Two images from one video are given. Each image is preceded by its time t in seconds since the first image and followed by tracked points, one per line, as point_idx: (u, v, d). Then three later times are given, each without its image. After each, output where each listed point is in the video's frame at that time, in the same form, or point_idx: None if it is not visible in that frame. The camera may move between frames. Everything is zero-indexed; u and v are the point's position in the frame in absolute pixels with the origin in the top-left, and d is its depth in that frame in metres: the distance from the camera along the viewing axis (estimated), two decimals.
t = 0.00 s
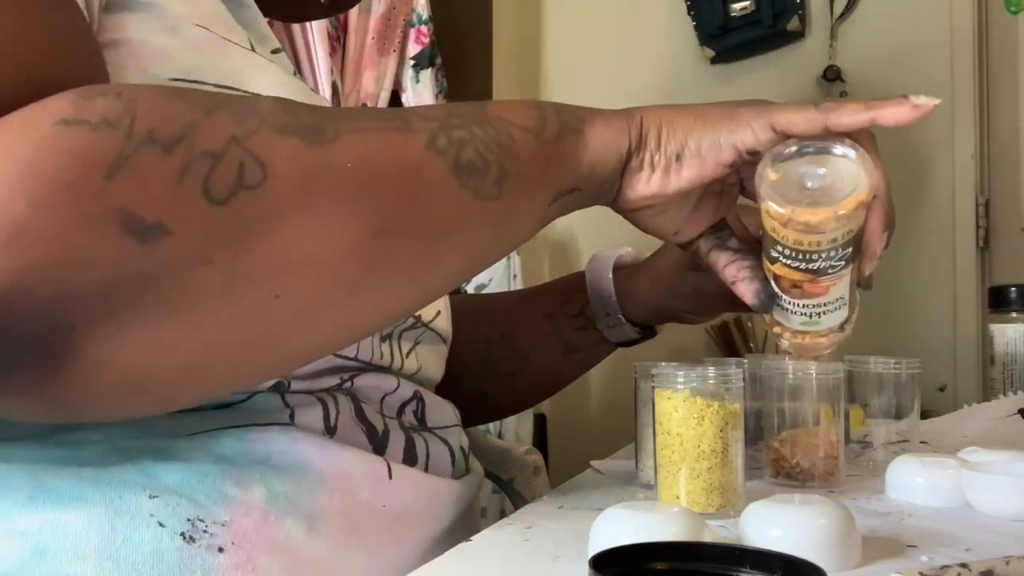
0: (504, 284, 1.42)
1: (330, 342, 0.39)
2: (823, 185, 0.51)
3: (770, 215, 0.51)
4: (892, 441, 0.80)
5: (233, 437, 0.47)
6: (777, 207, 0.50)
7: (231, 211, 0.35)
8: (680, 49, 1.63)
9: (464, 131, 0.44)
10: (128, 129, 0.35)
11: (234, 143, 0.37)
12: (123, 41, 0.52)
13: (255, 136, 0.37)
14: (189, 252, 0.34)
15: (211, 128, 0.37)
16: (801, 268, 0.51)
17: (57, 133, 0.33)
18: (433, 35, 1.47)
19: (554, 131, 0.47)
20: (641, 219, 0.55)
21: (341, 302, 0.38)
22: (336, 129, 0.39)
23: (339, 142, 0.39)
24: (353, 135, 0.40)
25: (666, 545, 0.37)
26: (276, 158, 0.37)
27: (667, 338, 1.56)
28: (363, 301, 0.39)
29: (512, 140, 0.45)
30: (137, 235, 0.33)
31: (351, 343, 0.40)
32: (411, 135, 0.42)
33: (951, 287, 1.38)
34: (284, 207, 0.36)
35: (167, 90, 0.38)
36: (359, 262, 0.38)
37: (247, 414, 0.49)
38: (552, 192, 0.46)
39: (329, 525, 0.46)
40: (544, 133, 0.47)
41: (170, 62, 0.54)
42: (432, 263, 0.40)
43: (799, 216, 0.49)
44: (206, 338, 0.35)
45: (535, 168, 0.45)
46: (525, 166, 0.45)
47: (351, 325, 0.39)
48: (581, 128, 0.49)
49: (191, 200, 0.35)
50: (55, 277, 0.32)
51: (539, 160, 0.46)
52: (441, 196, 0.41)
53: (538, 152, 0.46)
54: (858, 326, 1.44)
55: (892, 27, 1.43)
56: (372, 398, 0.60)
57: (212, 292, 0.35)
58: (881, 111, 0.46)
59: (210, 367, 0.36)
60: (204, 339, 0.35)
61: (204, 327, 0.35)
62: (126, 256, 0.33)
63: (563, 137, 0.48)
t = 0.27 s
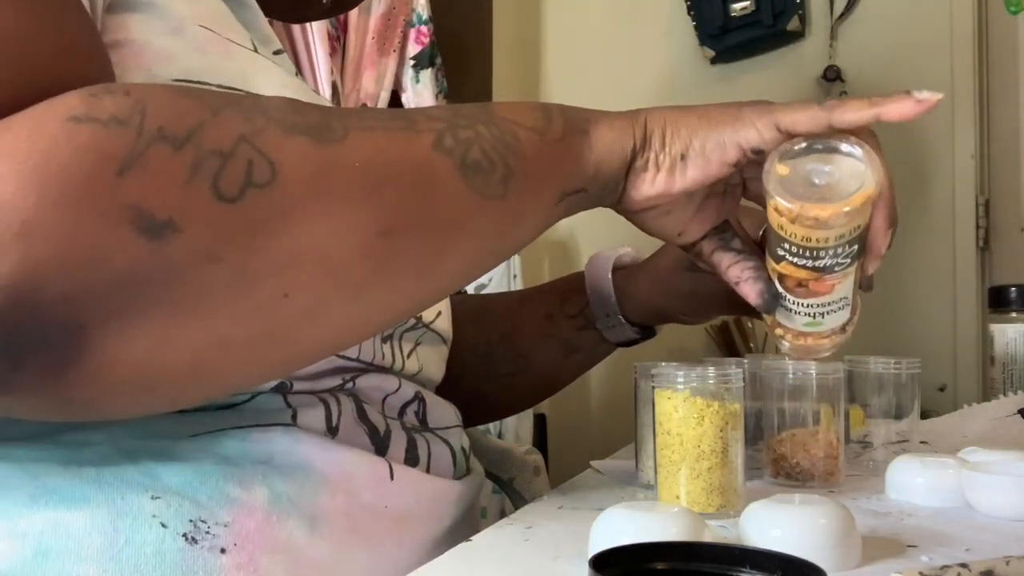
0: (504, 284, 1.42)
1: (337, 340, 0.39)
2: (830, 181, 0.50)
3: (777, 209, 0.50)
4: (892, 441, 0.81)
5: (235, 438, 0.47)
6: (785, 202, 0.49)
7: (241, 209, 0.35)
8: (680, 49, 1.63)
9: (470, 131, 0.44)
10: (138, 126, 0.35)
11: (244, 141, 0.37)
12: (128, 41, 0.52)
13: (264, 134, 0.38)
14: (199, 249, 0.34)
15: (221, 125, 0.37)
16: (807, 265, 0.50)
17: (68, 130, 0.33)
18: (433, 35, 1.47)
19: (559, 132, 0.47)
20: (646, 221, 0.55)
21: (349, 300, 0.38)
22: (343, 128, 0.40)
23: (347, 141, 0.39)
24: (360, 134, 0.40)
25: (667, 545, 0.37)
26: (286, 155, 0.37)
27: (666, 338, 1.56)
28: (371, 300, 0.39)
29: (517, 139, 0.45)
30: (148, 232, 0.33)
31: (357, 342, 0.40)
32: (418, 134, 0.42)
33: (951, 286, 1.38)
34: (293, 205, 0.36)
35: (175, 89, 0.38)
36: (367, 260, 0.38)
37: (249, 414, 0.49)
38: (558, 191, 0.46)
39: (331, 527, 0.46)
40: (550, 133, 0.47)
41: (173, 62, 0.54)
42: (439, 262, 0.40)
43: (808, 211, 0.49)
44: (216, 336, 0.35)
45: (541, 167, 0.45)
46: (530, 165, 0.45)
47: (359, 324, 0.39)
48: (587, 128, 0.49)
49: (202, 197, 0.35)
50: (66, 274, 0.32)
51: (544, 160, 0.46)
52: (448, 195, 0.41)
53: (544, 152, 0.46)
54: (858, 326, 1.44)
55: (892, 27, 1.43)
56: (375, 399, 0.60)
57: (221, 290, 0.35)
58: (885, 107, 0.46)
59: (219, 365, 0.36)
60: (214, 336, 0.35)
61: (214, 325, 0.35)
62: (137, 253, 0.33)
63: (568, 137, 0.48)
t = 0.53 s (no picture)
0: (504, 284, 1.42)
1: (340, 340, 0.39)
2: (829, 176, 0.50)
3: (776, 207, 0.50)
4: (893, 441, 0.81)
5: (236, 439, 0.47)
6: (783, 197, 0.49)
7: (242, 211, 0.35)
8: (680, 49, 1.63)
9: (470, 132, 0.44)
10: (140, 129, 0.35)
11: (245, 142, 0.37)
12: (129, 41, 0.52)
13: (266, 135, 0.38)
14: (201, 250, 0.35)
15: (224, 127, 0.37)
16: (806, 261, 0.51)
17: (71, 133, 0.33)
18: (433, 35, 1.47)
19: (559, 133, 0.48)
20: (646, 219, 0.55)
21: (352, 301, 0.38)
22: (345, 129, 0.40)
23: (348, 142, 0.39)
24: (362, 135, 0.40)
25: (668, 545, 0.37)
26: (287, 156, 0.37)
27: (666, 339, 1.56)
28: (373, 300, 0.39)
29: (518, 140, 0.45)
30: (151, 233, 0.33)
31: (359, 343, 0.40)
32: (419, 135, 0.42)
33: (951, 286, 1.38)
34: (297, 204, 0.36)
35: (177, 90, 0.38)
36: (369, 260, 0.38)
37: (249, 416, 0.50)
38: (558, 192, 0.46)
39: (332, 527, 0.46)
40: (550, 133, 0.47)
41: (173, 62, 0.53)
42: (440, 262, 0.40)
43: (806, 204, 0.48)
44: (219, 337, 0.35)
45: (540, 167, 0.45)
46: (531, 165, 0.45)
47: (361, 324, 0.39)
48: (586, 129, 0.49)
49: (205, 198, 0.35)
50: (69, 276, 0.32)
51: (545, 161, 0.46)
52: (450, 196, 0.41)
53: (545, 151, 0.46)
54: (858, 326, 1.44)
55: (892, 27, 1.43)
56: (376, 399, 0.60)
57: (224, 290, 0.35)
58: (881, 101, 0.46)
59: (221, 366, 0.36)
60: (217, 337, 0.35)
61: (216, 326, 0.35)
62: (139, 254, 0.33)
63: (568, 137, 0.48)
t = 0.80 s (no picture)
0: (504, 285, 1.42)
1: (333, 349, 0.39)
2: (829, 194, 0.50)
3: (774, 224, 0.51)
4: (892, 441, 0.80)
5: (237, 439, 0.47)
6: (781, 216, 0.50)
7: (231, 223, 0.35)
8: (680, 50, 1.63)
9: (467, 138, 0.44)
10: (129, 141, 0.35)
11: (237, 153, 0.37)
12: (126, 45, 0.52)
13: (258, 145, 0.37)
14: (191, 263, 0.35)
15: (215, 138, 0.37)
16: (802, 275, 0.51)
17: (60, 146, 0.33)
18: (432, 36, 1.47)
19: (557, 137, 0.47)
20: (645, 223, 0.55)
21: (344, 310, 0.38)
22: (338, 138, 0.39)
23: (342, 151, 0.39)
24: (356, 144, 0.40)
25: (667, 545, 0.37)
26: (279, 168, 0.37)
27: (666, 339, 1.56)
28: (365, 310, 0.39)
29: (515, 146, 0.45)
30: (140, 247, 0.33)
31: (355, 350, 0.40)
32: (415, 142, 0.42)
33: (951, 286, 1.38)
34: (283, 218, 0.36)
35: (169, 99, 0.38)
36: (364, 269, 0.38)
37: (250, 416, 0.49)
38: (555, 198, 0.46)
39: (332, 526, 0.46)
40: (547, 140, 0.47)
41: (171, 66, 0.53)
42: (435, 270, 0.40)
43: (802, 225, 0.49)
44: (210, 347, 0.35)
45: (537, 174, 0.45)
46: (527, 171, 0.45)
47: (354, 333, 0.39)
48: (584, 133, 0.49)
49: (195, 210, 0.35)
50: (58, 288, 0.33)
51: (542, 167, 0.46)
52: (444, 206, 0.41)
53: (542, 159, 0.46)
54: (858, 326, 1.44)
55: (892, 28, 1.43)
56: (376, 399, 0.60)
57: (214, 302, 0.35)
58: (886, 121, 0.46)
59: (214, 374, 0.36)
60: (209, 346, 0.35)
61: (207, 336, 0.35)
62: (130, 266, 0.33)
63: (566, 142, 0.48)
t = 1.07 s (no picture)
0: (504, 285, 1.42)
1: (328, 352, 0.39)
2: (826, 192, 0.51)
3: (771, 223, 0.51)
4: (893, 441, 0.80)
5: (235, 439, 0.47)
6: (778, 215, 0.50)
7: (223, 226, 0.35)
8: (679, 50, 1.63)
9: (462, 139, 0.44)
10: (121, 146, 0.34)
11: (230, 156, 0.37)
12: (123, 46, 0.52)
13: (252, 147, 0.37)
14: (184, 266, 0.35)
15: (208, 140, 0.37)
16: (801, 273, 0.51)
17: (52, 151, 0.33)
18: (432, 36, 1.46)
19: (554, 138, 0.47)
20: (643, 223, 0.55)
21: (339, 313, 0.38)
22: (332, 140, 0.39)
23: (336, 153, 0.39)
24: (351, 146, 0.40)
25: (666, 546, 0.37)
26: (271, 171, 0.37)
27: (666, 339, 1.56)
28: (361, 312, 0.39)
29: (510, 147, 0.45)
30: (132, 252, 0.33)
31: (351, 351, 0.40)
32: (409, 143, 0.42)
33: (952, 286, 1.37)
34: (277, 220, 0.36)
35: (163, 102, 0.38)
36: (359, 271, 0.38)
37: (248, 416, 0.49)
38: (551, 198, 0.46)
39: (330, 525, 0.46)
40: (543, 140, 0.47)
41: (169, 66, 0.53)
42: (431, 272, 0.40)
43: (799, 224, 0.49)
44: (204, 351, 0.35)
45: (532, 174, 0.45)
46: (523, 172, 0.45)
47: (350, 336, 0.39)
48: (580, 133, 0.49)
49: (188, 214, 0.35)
50: (52, 293, 0.33)
51: (539, 167, 0.46)
52: (438, 208, 0.41)
53: (538, 159, 0.46)
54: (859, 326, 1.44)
55: (892, 28, 1.43)
56: (375, 399, 0.60)
57: (208, 306, 0.35)
58: (883, 120, 0.46)
59: (209, 378, 0.36)
60: (205, 350, 0.35)
61: (202, 340, 0.35)
62: (122, 271, 0.33)
63: (562, 142, 0.48)
